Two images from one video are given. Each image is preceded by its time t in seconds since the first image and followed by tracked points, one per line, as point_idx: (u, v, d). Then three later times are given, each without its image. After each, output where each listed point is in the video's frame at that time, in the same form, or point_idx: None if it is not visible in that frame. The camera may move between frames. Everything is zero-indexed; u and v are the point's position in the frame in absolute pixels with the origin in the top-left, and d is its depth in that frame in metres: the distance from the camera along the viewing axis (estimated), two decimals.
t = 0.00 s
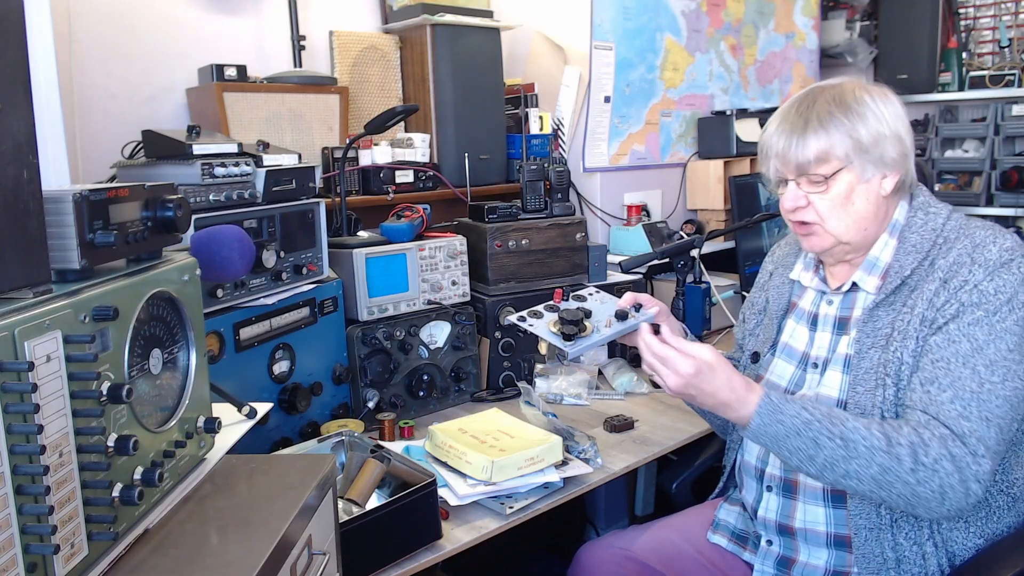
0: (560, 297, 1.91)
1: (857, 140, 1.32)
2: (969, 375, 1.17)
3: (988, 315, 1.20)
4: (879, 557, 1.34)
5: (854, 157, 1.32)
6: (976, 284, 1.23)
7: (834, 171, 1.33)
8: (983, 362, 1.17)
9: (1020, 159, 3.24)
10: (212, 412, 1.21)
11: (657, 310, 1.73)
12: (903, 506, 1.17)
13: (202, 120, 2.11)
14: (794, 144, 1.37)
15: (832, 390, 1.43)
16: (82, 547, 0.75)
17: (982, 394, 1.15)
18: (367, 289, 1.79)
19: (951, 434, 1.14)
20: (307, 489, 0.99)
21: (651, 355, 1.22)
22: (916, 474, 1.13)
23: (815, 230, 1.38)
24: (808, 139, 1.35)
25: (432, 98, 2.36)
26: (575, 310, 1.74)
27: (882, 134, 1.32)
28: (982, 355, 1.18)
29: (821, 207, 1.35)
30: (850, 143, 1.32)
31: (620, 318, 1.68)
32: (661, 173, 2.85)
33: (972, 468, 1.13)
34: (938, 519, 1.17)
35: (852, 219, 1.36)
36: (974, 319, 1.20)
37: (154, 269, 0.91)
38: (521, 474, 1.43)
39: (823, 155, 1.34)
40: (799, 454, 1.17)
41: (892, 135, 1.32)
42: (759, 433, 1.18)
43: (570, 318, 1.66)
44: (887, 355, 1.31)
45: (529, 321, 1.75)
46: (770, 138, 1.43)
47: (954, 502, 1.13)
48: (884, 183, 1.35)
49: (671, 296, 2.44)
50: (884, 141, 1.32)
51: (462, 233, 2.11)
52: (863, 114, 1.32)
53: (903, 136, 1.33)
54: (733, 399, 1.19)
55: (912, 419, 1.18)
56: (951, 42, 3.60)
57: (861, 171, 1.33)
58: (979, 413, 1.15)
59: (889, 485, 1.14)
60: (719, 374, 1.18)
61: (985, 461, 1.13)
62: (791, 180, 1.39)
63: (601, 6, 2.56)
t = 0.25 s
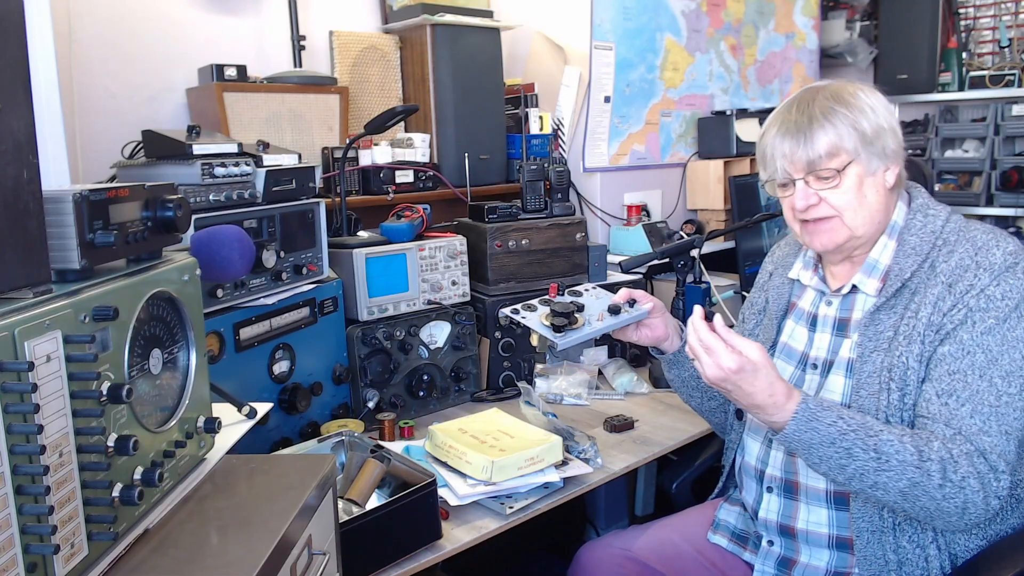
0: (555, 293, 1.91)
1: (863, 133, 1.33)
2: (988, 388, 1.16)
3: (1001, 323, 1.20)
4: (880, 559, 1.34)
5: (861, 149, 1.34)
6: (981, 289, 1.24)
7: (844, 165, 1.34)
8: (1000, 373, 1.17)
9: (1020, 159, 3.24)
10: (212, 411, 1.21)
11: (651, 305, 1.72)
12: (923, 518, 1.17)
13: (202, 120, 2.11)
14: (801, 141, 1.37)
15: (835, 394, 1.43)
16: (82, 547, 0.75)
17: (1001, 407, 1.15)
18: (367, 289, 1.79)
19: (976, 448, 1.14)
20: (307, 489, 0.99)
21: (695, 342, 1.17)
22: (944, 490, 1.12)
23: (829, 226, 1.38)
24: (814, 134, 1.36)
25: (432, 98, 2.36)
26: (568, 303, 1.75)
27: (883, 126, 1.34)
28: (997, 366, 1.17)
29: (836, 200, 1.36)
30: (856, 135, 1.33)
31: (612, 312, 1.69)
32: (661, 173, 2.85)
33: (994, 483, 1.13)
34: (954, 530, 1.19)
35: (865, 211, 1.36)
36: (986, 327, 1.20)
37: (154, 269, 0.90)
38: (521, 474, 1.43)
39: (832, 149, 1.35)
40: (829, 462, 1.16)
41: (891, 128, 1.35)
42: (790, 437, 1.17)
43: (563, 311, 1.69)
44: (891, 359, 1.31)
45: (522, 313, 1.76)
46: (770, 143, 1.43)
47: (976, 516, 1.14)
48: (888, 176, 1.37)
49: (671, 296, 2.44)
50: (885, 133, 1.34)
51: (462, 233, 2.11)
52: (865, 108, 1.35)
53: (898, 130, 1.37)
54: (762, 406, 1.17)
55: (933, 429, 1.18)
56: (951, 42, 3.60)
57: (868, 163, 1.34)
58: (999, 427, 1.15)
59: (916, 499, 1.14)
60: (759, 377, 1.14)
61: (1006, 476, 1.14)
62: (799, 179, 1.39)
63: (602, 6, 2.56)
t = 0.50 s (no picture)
0: (552, 292, 1.92)
1: (864, 133, 1.33)
2: (990, 388, 1.16)
3: (1002, 323, 1.19)
4: (880, 559, 1.34)
5: (863, 150, 1.34)
6: (982, 289, 1.24)
7: (845, 165, 1.34)
8: (1002, 374, 1.17)
9: (1020, 159, 3.24)
10: (212, 412, 1.21)
11: (647, 304, 1.72)
12: (926, 519, 1.17)
13: (202, 120, 2.11)
14: (802, 141, 1.37)
15: (836, 394, 1.42)
16: (82, 547, 0.75)
17: (1003, 407, 1.15)
18: (367, 289, 1.79)
19: (978, 449, 1.14)
20: (307, 489, 0.99)
21: (701, 342, 1.16)
22: (947, 490, 1.12)
23: (830, 227, 1.38)
24: (816, 135, 1.36)
25: (432, 98, 2.36)
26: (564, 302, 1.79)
27: (884, 127, 1.34)
28: (1000, 366, 1.17)
29: (836, 203, 1.36)
30: (858, 136, 1.33)
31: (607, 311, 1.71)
32: (661, 173, 2.85)
33: (995, 484, 1.14)
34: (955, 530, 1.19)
35: (864, 213, 1.36)
36: (987, 327, 1.20)
37: (154, 269, 0.90)
38: (521, 474, 1.43)
39: (834, 150, 1.35)
40: (832, 463, 1.16)
41: (892, 128, 1.35)
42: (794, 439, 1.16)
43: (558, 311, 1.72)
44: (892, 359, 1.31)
45: (518, 311, 1.79)
46: (771, 144, 1.43)
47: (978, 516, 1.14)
48: (888, 177, 1.37)
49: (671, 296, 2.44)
50: (886, 134, 1.34)
51: (462, 233, 2.11)
52: (866, 108, 1.35)
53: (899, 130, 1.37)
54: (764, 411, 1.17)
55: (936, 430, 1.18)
56: (951, 42, 3.60)
57: (869, 164, 1.34)
58: (1001, 428, 1.15)
59: (919, 499, 1.14)
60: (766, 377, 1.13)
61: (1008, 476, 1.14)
62: (800, 179, 1.39)
63: (602, 6, 2.56)
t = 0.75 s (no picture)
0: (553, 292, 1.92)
1: (865, 134, 1.33)
2: (990, 388, 1.16)
3: (1000, 323, 1.20)
4: (880, 559, 1.34)
5: (863, 150, 1.34)
6: (981, 289, 1.24)
7: (845, 166, 1.34)
8: (1001, 374, 1.17)
9: (1020, 159, 3.24)
10: (212, 412, 1.21)
11: (648, 303, 1.72)
12: (925, 518, 1.17)
13: (202, 120, 2.11)
14: (802, 141, 1.37)
15: (835, 395, 1.42)
16: (82, 547, 0.75)
17: (1003, 408, 1.15)
18: (367, 289, 1.79)
19: (977, 449, 1.14)
20: (307, 489, 0.99)
21: (704, 337, 1.15)
22: (947, 489, 1.12)
23: (829, 227, 1.38)
24: (817, 135, 1.36)
25: (432, 98, 2.36)
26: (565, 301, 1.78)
27: (885, 127, 1.34)
28: (999, 367, 1.17)
29: (836, 202, 1.36)
30: (858, 136, 1.33)
31: (609, 310, 1.71)
32: (661, 173, 2.85)
33: (994, 484, 1.14)
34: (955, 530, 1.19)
35: (864, 213, 1.36)
36: (986, 327, 1.20)
37: (154, 269, 0.91)
38: (521, 474, 1.43)
39: (834, 150, 1.35)
40: (833, 460, 1.15)
41: (892, 129, 1.35)
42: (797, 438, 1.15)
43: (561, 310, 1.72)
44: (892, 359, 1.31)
45: (519, 311, 1.79)
46: (772, 143, 1.43)
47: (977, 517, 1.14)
48: (888, 177, 1.37)
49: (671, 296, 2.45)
50: (886, 134, 1.34)
51: (462, 233, 2.11)
52: (867, 109, 1.35)
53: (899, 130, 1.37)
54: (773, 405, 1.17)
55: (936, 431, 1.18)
56: (951, 42, 3.60)
57: (869, 164, 1.34)
58: (1001, 428, 1.15)
59: (919, 497, 1.14)
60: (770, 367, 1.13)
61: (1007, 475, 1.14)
62: (800, 179, 1.39)
63: (601, 6, 2.56)
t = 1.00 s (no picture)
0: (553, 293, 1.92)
1: (867, 132, 1.34)
2: (995, 389, 1.16)
3: (1003, 323, 1.19)
4: (879, 559, 1.34)
5: (865, 149, 1.34)
6: (982, 289, 1.24)
7: (848, 164, 1.34)
8: (1006, 374, 1.17)
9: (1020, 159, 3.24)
10: (212, 412, 1.21)
11: (648, 304, 1.69)
12: (933, 517, 1.16)
13: (202, 120, 2.11)
14: (805, 139, 1.37)
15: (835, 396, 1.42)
16: (82, 547, 0.75)
17: (1008, 407, 1.15)
18: (367, 289, 1.79)
19: (986, 446, 1.14)
20: (307, 489, 0.99)
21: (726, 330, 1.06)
22: (961, 484, 1.12)
23: (830, 225, 1.38)
24: (820, 133, 1.35)
25: (432, 98, 2.36)
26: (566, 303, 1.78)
27: (886, 126, 1.34)
28: (1003, 366, 1.17)
29: (838, 201, 1.36)
30: (861, 135, 1.34)
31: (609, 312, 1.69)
32: (661, 173, 2.85)
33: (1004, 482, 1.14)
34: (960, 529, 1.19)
35: (866, 212, 1.36)
36: (989, 326, 1.20)
37: (154, 269, 0.91)
38: (521, 474, 1.43)
39: (837, 148, 1.35)
40: (856, 450, 1.13)
41: (893, 127, 1.36)
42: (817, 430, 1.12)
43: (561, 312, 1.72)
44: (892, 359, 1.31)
45: (520, 313, 1.79)
46: (774, 141, 1.42)
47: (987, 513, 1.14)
48: (888, 176, 1.37)
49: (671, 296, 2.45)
50: (888, 133, 1.35)
51: (462, 233, 2.11)
52: (869, 107, 1.35)
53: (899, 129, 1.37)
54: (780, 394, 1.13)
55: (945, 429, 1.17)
56: (951, 42, 3.60)
57: (871, 163, 1.34)
58: (1006, 427, 1.15)
59: (935, 491, 1.13)
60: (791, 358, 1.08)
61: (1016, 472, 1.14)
62: (802, 178, 1.39)
63: (602, 6, 2.56)
